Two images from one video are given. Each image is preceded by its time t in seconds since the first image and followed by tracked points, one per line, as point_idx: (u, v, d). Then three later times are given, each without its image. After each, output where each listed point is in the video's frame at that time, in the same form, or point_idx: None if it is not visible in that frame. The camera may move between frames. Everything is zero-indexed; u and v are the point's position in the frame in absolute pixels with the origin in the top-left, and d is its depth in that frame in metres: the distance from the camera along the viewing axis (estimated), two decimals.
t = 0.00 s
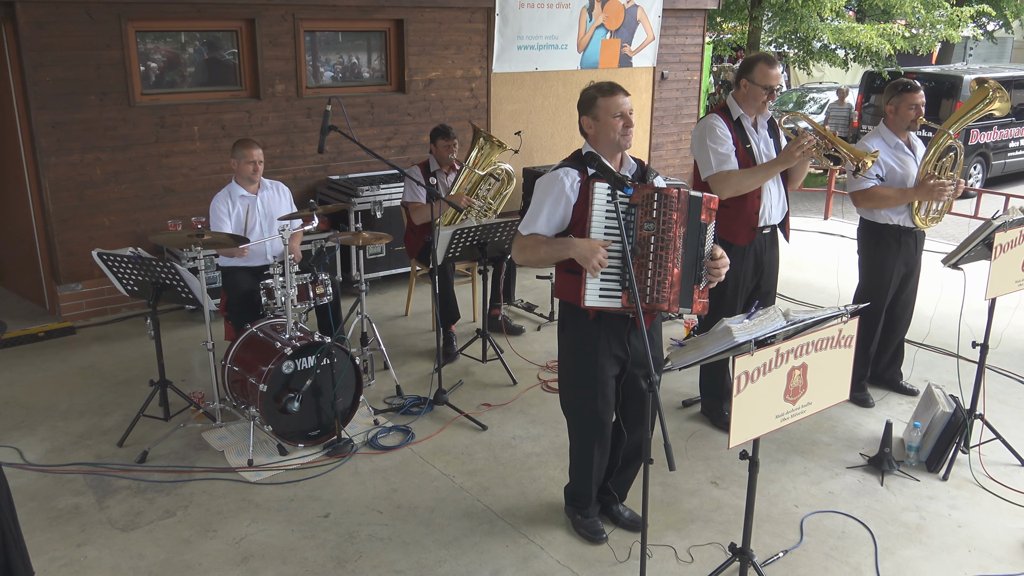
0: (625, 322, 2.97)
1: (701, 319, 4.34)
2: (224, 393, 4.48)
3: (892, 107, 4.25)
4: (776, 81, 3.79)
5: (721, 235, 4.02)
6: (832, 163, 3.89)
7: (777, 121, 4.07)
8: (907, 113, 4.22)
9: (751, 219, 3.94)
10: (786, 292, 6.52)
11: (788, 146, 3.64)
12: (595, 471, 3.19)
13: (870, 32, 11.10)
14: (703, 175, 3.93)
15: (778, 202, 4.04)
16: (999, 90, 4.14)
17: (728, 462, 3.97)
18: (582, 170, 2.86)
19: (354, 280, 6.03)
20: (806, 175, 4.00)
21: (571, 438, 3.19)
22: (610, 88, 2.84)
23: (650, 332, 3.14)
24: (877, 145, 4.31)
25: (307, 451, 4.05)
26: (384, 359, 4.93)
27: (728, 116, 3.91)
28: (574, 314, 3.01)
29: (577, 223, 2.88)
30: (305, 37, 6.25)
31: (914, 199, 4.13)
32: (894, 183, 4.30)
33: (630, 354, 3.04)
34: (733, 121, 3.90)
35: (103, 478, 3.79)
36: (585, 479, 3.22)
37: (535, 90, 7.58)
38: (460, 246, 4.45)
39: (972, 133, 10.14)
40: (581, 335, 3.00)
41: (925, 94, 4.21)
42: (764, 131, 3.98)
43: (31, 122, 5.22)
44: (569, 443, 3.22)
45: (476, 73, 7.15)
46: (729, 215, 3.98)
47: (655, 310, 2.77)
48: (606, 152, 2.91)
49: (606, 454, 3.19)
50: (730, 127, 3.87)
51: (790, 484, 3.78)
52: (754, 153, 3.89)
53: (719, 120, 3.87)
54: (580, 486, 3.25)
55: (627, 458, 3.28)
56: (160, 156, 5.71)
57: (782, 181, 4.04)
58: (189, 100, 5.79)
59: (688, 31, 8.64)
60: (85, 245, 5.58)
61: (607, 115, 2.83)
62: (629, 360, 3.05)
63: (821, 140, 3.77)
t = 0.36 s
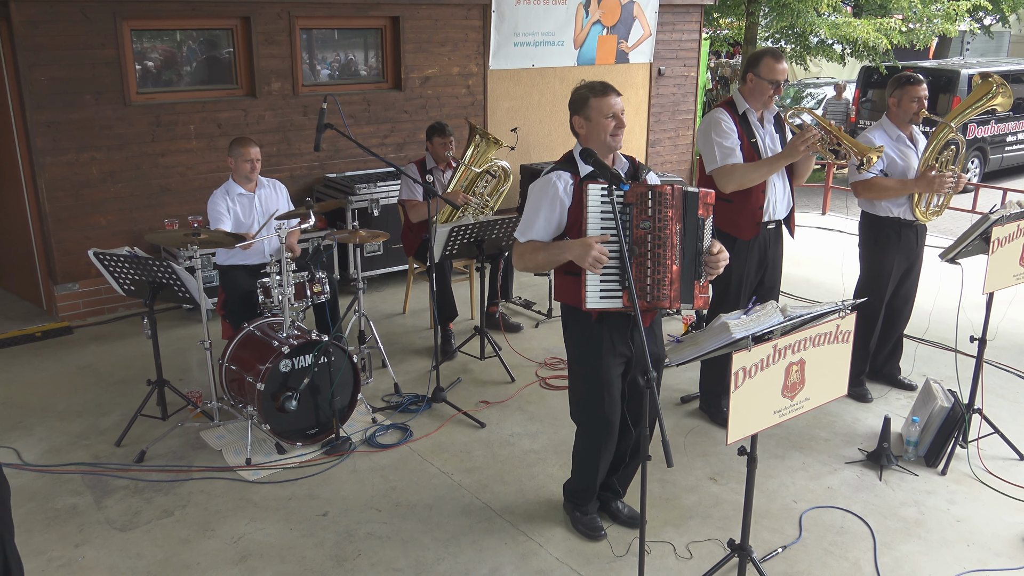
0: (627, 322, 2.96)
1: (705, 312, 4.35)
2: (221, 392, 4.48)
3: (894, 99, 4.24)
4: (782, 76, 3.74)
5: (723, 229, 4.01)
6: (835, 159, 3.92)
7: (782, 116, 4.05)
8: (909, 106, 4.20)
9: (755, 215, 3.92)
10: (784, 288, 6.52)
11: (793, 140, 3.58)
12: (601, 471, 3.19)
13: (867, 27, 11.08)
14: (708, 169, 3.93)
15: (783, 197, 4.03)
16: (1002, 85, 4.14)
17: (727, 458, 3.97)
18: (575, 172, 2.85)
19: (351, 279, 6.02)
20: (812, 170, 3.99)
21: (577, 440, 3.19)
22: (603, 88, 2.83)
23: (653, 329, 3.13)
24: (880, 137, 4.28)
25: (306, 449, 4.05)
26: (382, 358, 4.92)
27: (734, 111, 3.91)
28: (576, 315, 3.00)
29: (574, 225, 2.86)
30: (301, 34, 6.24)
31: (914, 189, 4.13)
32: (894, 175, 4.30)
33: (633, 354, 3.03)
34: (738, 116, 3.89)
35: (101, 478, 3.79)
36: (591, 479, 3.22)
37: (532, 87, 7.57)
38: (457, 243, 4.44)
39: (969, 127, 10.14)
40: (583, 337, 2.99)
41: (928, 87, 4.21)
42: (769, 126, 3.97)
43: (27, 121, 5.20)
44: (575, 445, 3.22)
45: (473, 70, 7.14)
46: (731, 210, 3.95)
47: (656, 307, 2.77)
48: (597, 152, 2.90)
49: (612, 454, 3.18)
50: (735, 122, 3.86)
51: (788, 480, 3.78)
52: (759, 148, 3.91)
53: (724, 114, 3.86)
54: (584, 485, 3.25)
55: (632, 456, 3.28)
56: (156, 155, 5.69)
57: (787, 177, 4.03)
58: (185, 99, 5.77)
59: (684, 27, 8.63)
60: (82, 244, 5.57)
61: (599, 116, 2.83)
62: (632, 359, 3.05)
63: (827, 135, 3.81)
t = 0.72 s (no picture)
0: (626, 315, 2.95)
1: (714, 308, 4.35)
2: (225, 389, 4.48)
3: (904, 94, 4.22)
4: (796, 73, 3.73)
5: (734, 224, 4.02)
6: (845, 156, 3.88)
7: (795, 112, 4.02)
8: (918, 101, 4.19)
9: (766, 210, 3.91)
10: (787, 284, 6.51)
11: (804, 136, 3.59)
12: (595, 463, 3.19)
13: (868, 23, 11.06)
14: (719, 163, 3.92)
15: (794, 194, 4.00)
16: (1012, 82, 4.12)
17: (732, 454, 3.97)
18: (579, 161, 2.84)
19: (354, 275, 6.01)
20: (823, 168, 4.00)
21: (572, 431, 3.19)
22: (610, 77, 2.82)
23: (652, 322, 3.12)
24: (888, 132, 4.28)
25: (309, 446, 4.05)
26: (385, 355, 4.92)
27: (747, 106, 3.88)
28: (575, 304, 2.99)
29: (576, 213, 2.86)
30: (302, 31, 6.22)
31: (920, 184, 4.11)
32: (901, 170, 4.30)
33: (630, 347, 3.02)
34: (750, 111, 3.87)
35: (105, 475, 3.79)
36: (585, 471, 3.22)
37: (534, 84, 7.55)
38: (460, 241, 4.43)
39: (971, 123, 10.12)
40: (580, 327, 2.99)
41: (938, 83, 4.18)
42: (782, 122, 3.95)
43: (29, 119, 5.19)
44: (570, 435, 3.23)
45: (475, 66, 7.12)
46: (741, 205, 3.96)
47: (660, 297, 2.76)
48: (601, 142, 2.89)
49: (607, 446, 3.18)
50: (747, 117, 3.84)
51: (793, 476, 3.78)
52: (771, 144, 3.88)
53: (736, 109, 3.85)
54: (582, 478, 3.25)
55: (627, 449, 3.27)
56: (158, 152, 5.69)
57: (799, 173, 4.03)
58: (187, 96, 5.76)
59: (686, 23, 8.61)
60: (84, 242, 5.56)
61: (605, 105, 2.82)
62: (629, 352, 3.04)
63: (838, 132, 3.78)
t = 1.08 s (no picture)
0: (650, 314, 2.95)
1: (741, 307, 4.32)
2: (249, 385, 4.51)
3: (933, 93, 4.19)
4: (829, 70, 3.71)
5: (763, 223, 3.99)
6: (876, 155, 3.89)
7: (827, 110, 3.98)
8: (948, 99, 4.16)
9: (795, 208, 3.89)
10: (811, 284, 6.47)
11: (836, 134, 3.59)
12: (619, 462, 3.18)
13: (893, 20, 10.93)
14: (749, 161, 3.90)
15: (825, 194, 3.97)
16: None
17: (755, 454, 3.95)
18: (604, 161, 2.84)
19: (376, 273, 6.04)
20: (853, 168, 3.97)
21: (596, 431, 3.18)
22: (636, 79, 2.81)
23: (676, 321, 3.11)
24: (917, 131, 4.23)
25: (332, 443, 4.08)
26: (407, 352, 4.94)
27: (778, 104, 3.85)
28: (598, 304, 2.98)
29: (601, 215, 2.86)
30: (325, 29, 6.25)
31: (949, 183, 4.06)
32: (930, 168, 4.26)
33: (654, 346, 3.01)
34: (782, 109, 3.84)
35: (131, 469, 3.83)
36: (610, 470, 3.21)
37: (556, 82, 7.55)
38: (483, 238, 4.44)
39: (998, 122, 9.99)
40: (604, 327, 2.98)
41: (968, 81, 4.16)
42: (814, 121, 3.91)
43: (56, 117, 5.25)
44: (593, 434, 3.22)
45: (496, 64, 7.12)
46: (771, 204, 3.93)
47: (685, 298, 2.74)
48: (626, 143, 2.89)
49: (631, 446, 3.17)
50: (778, 115, 3.82)
51: (817, 477, 3.76)
52: (802, 143, 3.85)
53: (768, 107, 3.82)
54: (605, 476, 3.25)
55: (651, 449, 3.27)
56: (183, 149, 5.74)
57: (830, 173, 4.01)
58: (211, 94, 5.81)
59: (708, 21, 8.56)
60: (110, 239, 5.62)
61: (629, 107, 2.81)
62: (653, 351, 3.03)
63: (871, 131, 3.77)
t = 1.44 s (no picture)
0: (694, 317, 2.93)
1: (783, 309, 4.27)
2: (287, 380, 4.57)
3: (984, 94, 4.12)
4: (877, 70, 3.65)
5: (807, 223, 3.94)
6: (923, 157, 3.81)
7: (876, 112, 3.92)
8: (999, 101, 4.07)
9: (840, 210, 3.84)
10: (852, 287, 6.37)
11: (882, 136, 3.53)
12: (663, 466, 3.17)
13: (938, 19, 10.71)
14: (794, 161, 3.86)
15: (871, 194, 3.92)
16: None
17: (793, 458, 3.90)
18: (643, 164, 2.84)
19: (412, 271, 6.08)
20: (901, 168, 3.89)
21: (640, 435, 3.18)
22: (681, 87, 2.77)
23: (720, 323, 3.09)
24: (965, 132, 4.15)
25: (369, 439, 4.11)
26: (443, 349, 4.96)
27: (824, 104, 3.82)
28: (642, 308, 2.97)
29: (641, 216, 2.85)
30: (364, 29, 6.30)
31: (996, 185, 3.98)
32: (978, 171, 4.16)
33: (699, 349, 3.00)
34: (828, 110, 3.80)
35: (173, 461, 3.90)
36: (653, 474, 3.20)
37: (593, 81, 7.53)
38: (520, 237, 4.44)
39: None
40: (649, 331, 2.97)
41: (1021, 82, 4.06)
42: (861, 122, 3.85)
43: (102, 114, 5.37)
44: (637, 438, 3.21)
45: (533, 64, 7.12)
46: (816, 205, 3.88)
47: (726, 301, 2.72)
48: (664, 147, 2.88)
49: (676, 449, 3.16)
50: (825, 115, 3.78)
51: (856, 482, 3.71)
52: (849, 143, 3.79)
53: (814, 108, 3.78)
54: (647, 479, 3.24)
55: (695, 452, 3.25)
56: (224, 147, 5.83)
57: (877, 174, 3.94)
58: (252, 92, 5.90)
59: (748, 19, 8.47)
60: (153, 234, 5.73)
61: (667, 114, 2.80)
62: (698, 354, 3.01)
63: (919, 132, 3.69)
